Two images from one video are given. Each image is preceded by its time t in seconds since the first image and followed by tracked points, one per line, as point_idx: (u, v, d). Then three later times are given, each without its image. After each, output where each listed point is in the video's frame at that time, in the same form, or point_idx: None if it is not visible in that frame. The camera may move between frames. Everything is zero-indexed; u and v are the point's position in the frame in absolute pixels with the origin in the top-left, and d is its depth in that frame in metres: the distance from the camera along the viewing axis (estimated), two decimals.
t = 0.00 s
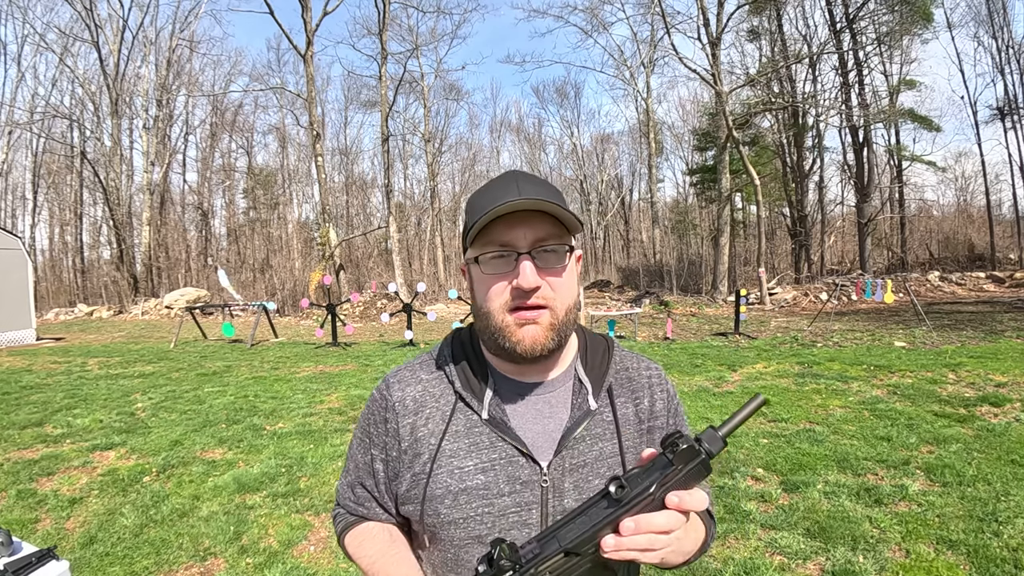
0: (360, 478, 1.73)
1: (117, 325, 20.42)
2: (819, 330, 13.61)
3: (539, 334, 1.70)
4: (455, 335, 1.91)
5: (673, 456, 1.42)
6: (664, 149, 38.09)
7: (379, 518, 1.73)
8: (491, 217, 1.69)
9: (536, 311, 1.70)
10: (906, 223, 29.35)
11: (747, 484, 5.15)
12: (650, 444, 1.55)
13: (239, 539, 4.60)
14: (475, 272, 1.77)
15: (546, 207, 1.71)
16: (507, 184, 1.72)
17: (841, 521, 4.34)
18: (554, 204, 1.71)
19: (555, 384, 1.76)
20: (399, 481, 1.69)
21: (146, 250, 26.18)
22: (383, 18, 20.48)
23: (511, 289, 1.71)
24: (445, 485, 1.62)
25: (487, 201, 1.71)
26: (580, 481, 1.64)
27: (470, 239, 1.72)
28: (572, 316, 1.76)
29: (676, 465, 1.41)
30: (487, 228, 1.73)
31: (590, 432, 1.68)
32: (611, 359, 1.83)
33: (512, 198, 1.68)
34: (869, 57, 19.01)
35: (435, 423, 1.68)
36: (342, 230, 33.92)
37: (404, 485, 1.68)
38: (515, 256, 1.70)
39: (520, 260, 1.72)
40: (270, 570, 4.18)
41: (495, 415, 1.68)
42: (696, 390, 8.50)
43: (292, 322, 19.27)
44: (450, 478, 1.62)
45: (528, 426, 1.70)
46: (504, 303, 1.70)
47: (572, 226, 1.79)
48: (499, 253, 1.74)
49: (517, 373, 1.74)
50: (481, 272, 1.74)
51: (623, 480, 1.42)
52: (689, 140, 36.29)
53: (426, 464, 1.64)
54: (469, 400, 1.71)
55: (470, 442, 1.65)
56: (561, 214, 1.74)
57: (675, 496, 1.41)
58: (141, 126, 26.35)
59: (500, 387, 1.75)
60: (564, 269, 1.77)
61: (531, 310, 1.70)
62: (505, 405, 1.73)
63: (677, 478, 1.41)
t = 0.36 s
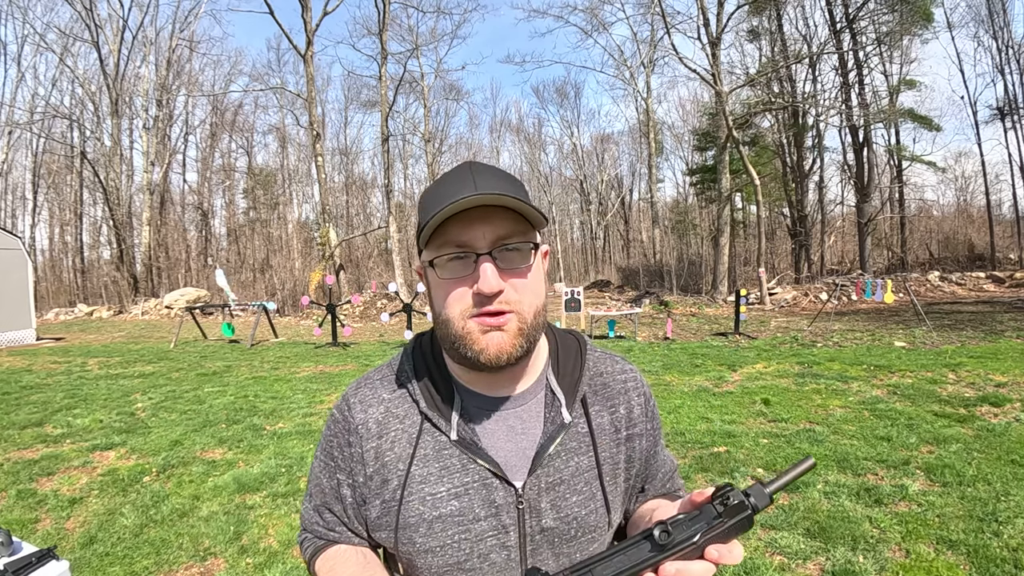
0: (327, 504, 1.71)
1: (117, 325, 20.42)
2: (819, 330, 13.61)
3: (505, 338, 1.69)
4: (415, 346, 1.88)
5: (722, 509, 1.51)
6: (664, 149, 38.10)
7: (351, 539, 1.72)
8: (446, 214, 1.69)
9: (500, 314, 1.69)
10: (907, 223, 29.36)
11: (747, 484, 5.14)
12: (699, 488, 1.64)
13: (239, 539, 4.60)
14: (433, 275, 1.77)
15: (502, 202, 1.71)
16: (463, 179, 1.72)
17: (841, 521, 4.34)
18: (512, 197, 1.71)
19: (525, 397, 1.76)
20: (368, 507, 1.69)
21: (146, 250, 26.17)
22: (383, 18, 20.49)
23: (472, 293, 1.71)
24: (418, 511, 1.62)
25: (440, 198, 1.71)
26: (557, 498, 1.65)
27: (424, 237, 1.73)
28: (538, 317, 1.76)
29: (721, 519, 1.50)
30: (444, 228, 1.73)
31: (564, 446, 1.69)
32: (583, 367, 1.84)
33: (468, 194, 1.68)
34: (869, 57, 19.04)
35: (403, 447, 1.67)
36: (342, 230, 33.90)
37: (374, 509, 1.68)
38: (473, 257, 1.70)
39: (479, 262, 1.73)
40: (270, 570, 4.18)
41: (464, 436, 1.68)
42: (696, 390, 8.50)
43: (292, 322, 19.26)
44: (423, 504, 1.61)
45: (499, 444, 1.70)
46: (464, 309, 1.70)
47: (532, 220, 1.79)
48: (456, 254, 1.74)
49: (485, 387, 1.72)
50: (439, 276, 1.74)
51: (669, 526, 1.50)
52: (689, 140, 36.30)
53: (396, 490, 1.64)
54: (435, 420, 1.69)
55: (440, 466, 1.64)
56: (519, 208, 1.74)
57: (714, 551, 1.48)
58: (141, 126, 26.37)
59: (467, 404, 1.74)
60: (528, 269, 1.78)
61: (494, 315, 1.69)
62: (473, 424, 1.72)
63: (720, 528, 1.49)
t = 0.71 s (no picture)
0: (330, 519, 1.70)
1: (117, 325, 20.43)
2: (819, 330, 13.61)
3: (501, 342, 1.70)
4: (413, 349, 1.89)
5: (787, 489, 1.43)
6: (664, 149, 38.10)
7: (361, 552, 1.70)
8: (440, 213, 1.70)
9: (497, 317, 1.70)
10: (907, 223, 29.34)
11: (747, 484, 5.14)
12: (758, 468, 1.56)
13: (239, 539, 4.60)
14: (428, 275, 1.78)
15: (498, 199, 1.70)
16: (458, 176, 1.72)
17: (841, 521, 4.34)
18: (508, 196, 1.71)
19: (525, 402, 1.76)
20: (372, 518, 1.68)
21: (146, 250, 26.18)
22: (383, 19, 20.50)
23: (466, 295, 1.72)
24: (423, 522, 1.62)
25: (435, 195, 1.71)
26: (559, 505, 1.65)
27: (419, 236, 1.73)
28: (536, 319, 1.76)
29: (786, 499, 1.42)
30: (438, 227, 1.74)
31: (566, 451, 1.69)
32: (587, 367, 1.83)
33: (464, 191, 1.68)
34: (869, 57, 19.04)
35: (403, 455, 1.67)
36: (342, 230, 33.90)
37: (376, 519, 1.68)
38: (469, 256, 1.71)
39: (475, 262, 1.73)
40: (270, 570, 4.18)
41: (465, 441, 1.67)
42: (696, 389, 8.50)
43: (292, 322, 19.26)
44: (428, 513, 1.62)
45: (501, 451, 1.70)
46: (459, 310, 1.71)
47: (530, 218, 1.79)
48: (451, 254, 1.75)
49: (486, 390, 1.73)
50: (436, 275, 1.75)
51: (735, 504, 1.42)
52: (689, 140, 36.29)
53: (398, 500, 1.64)
54: (435, 426, 1.69)
55: (442, 474, 1.64)
56: (516, 206, 1.74)
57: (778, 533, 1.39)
58: (141, 126, 26.37)
59: (468, 408, 1.73)
60: (526, 268, 1.78)
61: (491, 316, 1.70)
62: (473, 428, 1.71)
63: (785, 508, 1.41)
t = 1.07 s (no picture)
0: (363, 525, 1.70)
1: (117, 325, 20.42)
2: (819, 330, 13.61)
3: (520, 335, 1.71)
4: (435, 350, 1.94)
5: (810, 440, 1.40)
6: (664, 149, 38.09)
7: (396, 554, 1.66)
8: (450, 212, 1.72)
9: (515, 310, 1.71)
10: (907, 223, 29.31)
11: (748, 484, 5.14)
12: (775, 428, 1.53)
13: (238, 539, 4.60)
14: (443, 276, 1.80)
15: (506, 194, 1.71)
16: (467, 175, 1.74)
17: (841, 521, 4.34)
18: (517, 189, 1.72)
19: (543, 397, 1.79)
20: (402, 519, 1.71)
21: (146, 250, 26.20)
22: (383, 19, 20.50)
23: (481, 290, 1.73)
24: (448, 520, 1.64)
25: (445, 195, 1.73)
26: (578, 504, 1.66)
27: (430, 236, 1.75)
28: (553, 310, 1.76)
29: (805, 454, 1.38)
30: (450, 227, 1.77)
31: (582, 447, 1.69)
32: (605, 361, 1.84)
33: (472, 189, 1.70)
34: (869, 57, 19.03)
35: (428, 454, 1.70)
36: (342, 230, 33.89)
37: (401, 517, 1.71)
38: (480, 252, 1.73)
39: (488, 258, 1.75)
40: (270, 570, 4.18)
41: (484, 437, 1.70)
42: (696, 389, 8.50)
43: (292, 322, 19.26)
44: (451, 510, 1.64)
45: (520, 448, 1.75)
46: (474, 306, 1.72)
47: (541, 212, 1.79)
48: (465, 252, 1.77)
49: (505, 387, 1.77)
50: (450, 272, 1.77)
51: (747, 455, 1.37)
52: (689, 140, 36.29)
53: (424, 497, 1.68)
54: (455, 423, 1.72)
55: (465, 470, 1.67)
56: (524, 200, 1.74)
57: (796, 494, 1.31)
58: (141, 126, 26.37)
59: (489, 406, 1.78)
60: (539, 261, 1.79)
61: (507, 311, 1.71)
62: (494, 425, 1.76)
63: (805, 465, 1.37)
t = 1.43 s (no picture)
0: (347, 504, 1.77)
1: (117, 325, 20.42)
2: (819, 330, 13.61)
3: (526, 337, 1.71)
4: (439, 350, 1.95)
5: (830, 445, 1.42)
6: (664, 149, 38.11)
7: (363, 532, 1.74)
8: (457, 215, 1.72)
9: (521, 312, 1.71)
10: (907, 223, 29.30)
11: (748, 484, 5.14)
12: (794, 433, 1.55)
13: (238, 539, 4.60)
14: (451, 279, 1.80)
15: (514, 198, 1.72)
16: (473, 178, 1.74)
17: (841, 521, 4.34)
18: (523, 193, 1.72)
19: (546, 398, 1.79)
20: (392, 507, 1.74)
21: (146, 250, 26.20)
22: (383, 19, 20.49)
23: (489, 293, 1.73)
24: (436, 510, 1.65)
25: (452, 198, 1.73)
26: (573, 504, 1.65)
27: (438, 239, 1.76)
28: (558, 312, 1.76)
29: (824, 456, 1.40)
30: (457, 229, 1.76)
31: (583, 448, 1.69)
32: (608, 366, 1.84)
33: (479, 192, 1.70)
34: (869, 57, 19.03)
35: (422, 446, 1.73)
36: (342, 230, 33.88)
37: (380, 502, 1.76)
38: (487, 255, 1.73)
39: (496, 261, 1.75)
40: (270, 570, 4.18)
41: (482, 435, 1.71)
42: (696, 389, 8.50)
43: (292, 322, 19.27)
44: (440, 502, 1.65)
45: (519, 446, 1.74)
46: (483, 309, 1.72)
47: (548, 214, 1.80)
48: (471, 255, 1.77)
49: (508, 386, 1.77)
50: (457, 275, 1.78)
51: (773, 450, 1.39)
52: (689, 140, 36.30)
53: (415, 489, 1.69)
54: (453, 419, 1.74)
55: (457, 464, 1.68)
56: (530, 203, 1.74)
57: (815, 493, 1.34)
58: (141, 126, 26.36)
59: (488, 404, 1.79)
60: (545, 263, 1.79)
61: (514, 313, 1.71)
62: (493, 424, 1.77)
63: (823, 468, 1.39)
